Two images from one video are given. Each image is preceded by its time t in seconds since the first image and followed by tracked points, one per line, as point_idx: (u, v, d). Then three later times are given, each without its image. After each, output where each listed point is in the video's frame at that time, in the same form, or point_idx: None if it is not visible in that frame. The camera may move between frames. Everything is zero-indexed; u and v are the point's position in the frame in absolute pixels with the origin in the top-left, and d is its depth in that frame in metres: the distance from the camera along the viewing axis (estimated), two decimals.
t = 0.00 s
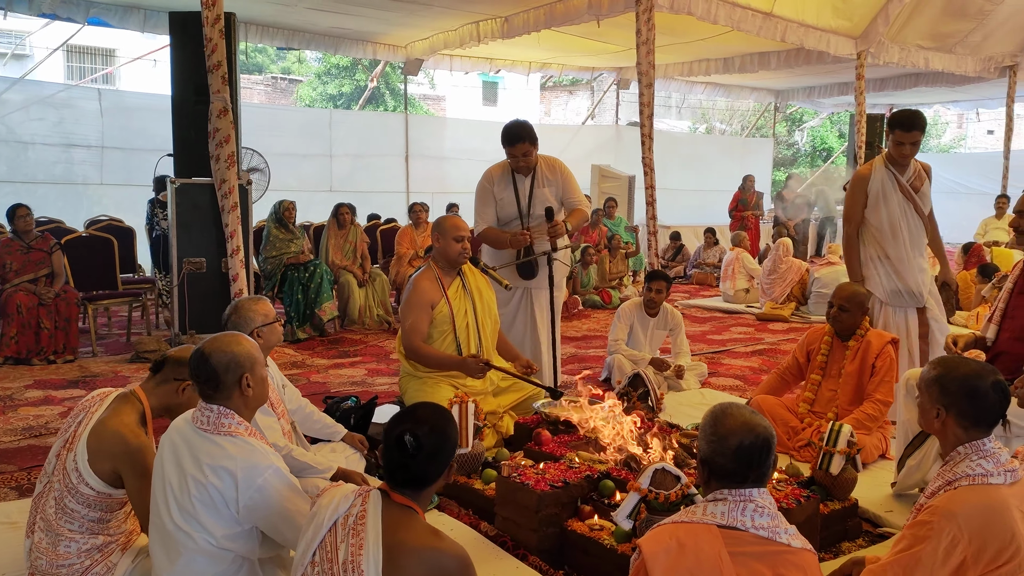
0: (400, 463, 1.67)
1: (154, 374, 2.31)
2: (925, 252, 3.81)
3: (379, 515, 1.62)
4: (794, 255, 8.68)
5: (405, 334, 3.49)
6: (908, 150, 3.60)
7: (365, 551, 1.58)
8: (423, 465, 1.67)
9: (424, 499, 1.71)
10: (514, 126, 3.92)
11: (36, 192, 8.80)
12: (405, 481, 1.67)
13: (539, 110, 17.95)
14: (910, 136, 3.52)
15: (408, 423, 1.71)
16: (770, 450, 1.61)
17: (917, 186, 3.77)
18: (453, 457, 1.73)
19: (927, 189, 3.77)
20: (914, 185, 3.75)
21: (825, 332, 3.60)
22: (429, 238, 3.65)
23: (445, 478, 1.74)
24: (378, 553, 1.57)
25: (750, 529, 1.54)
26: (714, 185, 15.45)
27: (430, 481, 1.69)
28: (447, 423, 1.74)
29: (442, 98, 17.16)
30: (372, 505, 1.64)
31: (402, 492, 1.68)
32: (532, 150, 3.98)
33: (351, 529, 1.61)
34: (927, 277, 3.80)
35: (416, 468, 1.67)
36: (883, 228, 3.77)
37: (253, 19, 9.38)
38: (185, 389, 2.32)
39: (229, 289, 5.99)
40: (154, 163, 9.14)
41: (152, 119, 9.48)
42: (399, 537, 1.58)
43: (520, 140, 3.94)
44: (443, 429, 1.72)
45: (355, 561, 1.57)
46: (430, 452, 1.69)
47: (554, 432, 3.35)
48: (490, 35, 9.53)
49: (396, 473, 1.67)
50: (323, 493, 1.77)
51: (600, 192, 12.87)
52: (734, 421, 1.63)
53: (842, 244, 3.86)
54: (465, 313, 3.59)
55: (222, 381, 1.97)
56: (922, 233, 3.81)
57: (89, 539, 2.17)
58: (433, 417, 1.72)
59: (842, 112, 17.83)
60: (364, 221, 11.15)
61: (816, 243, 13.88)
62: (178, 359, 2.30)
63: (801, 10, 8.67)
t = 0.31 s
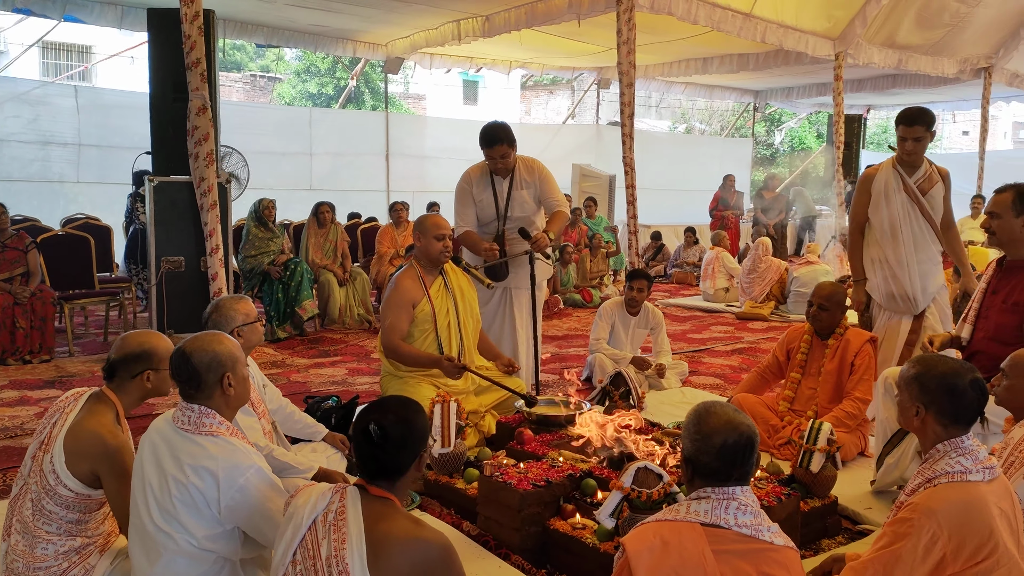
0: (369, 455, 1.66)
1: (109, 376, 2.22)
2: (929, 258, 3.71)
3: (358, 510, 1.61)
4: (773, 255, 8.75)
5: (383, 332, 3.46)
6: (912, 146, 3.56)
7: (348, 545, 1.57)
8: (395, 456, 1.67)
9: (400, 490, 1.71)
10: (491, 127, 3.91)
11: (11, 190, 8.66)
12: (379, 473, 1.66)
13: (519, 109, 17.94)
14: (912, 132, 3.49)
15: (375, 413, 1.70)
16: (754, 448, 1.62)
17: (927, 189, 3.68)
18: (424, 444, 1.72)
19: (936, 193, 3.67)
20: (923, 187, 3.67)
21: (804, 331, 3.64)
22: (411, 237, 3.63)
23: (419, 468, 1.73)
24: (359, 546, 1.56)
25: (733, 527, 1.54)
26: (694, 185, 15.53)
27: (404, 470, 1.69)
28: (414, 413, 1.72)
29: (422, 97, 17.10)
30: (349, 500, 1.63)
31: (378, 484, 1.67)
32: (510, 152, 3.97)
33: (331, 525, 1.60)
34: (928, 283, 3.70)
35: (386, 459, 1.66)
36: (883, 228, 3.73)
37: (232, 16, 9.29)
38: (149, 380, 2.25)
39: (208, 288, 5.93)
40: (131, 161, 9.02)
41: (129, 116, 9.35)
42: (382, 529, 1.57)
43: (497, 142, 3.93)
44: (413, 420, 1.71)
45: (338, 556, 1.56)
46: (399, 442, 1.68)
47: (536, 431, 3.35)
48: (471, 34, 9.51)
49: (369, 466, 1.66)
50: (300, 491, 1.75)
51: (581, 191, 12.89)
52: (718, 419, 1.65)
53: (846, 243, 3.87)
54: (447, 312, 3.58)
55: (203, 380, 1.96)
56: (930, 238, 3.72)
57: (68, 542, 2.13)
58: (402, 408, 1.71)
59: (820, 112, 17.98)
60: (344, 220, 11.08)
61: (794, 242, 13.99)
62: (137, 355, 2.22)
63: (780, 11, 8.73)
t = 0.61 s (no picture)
0: (334, 448, 1.66)
1: (75, 379, 2.19)
2: (937, 260, 3.50)
3: (335, 505, 1.60)
4: (757, 255, 8.79)
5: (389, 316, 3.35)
6: (920, 142, 3.40)
7: (326, 538, 1.56)
8: (362, 449, 1.67)
9: (372, 483, 1.71)
10: (472, 133, 3.88)
11: None
12: (348, 467, 1.66)
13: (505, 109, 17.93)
14: (917, 127, 3.35)
15: (339, 408, 1.70)
16: (736, 447, 1.63)
17: (942, 188, 3.48)
18: (391, 437, 1.72)
19: (951, 193, 3.46)
20: (935, 186, 3.48)
21: (788, 331, 3.66)
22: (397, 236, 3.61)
23: (389, 462, 1.73)
24: (340, 539, 1.55)
25: (716, 527, 1.54)
26: (679, 186, 15.60)
27: (373, 463, 1.68)
28: (379, 407, 1.72)
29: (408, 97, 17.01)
30: (324, 495, 1.63)
31: (349, 480, 1.67)
32: (491, 157, 3.94)
33: (308, 521, 1.59)
34: (934, 285, 3.49)
35: (351, 451, 1.66)
36: (889, 227, 3.56)
37: (216, 15, 9.22)
38: (115, 377, 2.22)
39: (191, 288, 5.88)
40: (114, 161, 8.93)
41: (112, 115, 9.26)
42: (358, 520, 1.57)
43: (479, 147, 3.89)
44: (377, 414, 1.70)
45: (318, 550, 1.55)
46: (365, 436, 1.67)
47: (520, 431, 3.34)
48: (457, 34, 9.49)
49: (336, 460, 1.66)
50: (275, 492, 1.73)
51: (566, 192, 12.93)
52: (701, 419, 1.65)
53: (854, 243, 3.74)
54: (433, 311, 3.59)
55: (185, 380, 1.94)
56: (941, 241, 3.50)
57: (45, 545, 2.10)
58: (366, 402, 1.71)
59: (804, 113, 18.10)
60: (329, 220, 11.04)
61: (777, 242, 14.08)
62: (99, 353, 2.19)
63: (764, 13, 8.78)
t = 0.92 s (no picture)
0: (313, 448, 1.69)
1: (61, 378, 2.18)
2: (932, 260, 3.49)
3: (318, 503, 1.61)
4: (748, 255, 8.81)
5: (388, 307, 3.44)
6: (914, 142, 3.41)
7: (310, 536, 1.57)
8: (342, 446, 1.69)
9: (355, 480, 1.73)
10: (462, 138, 3.87)
11: None
12: (330, 465, 1.69)
13: (496, 110, 17.89)
14: (909, 126, 3.37)
15: (319, 407, 1.72)
16: (724, 447, 1.64)
17: (939, 188, 3.47)
18: (371, 434, 1.73)
19: (947, 193, 3.45)
20: (931, 186, 3.47)
21: (778, 331, 3.68)
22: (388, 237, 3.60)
23: (370, 461, 1.74)
24: (324, 537, 1.57)
25: (705, 527, 1.55)
26: (671, 186, 15.62)
27: (353, 460, 1.70)
28: (359, 407, 1.74)
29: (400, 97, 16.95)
30: (305, 494, 1.64)
31: (332, 479, 1.69)
32: (482, 162, 3.93)
33: (292, 522, 1.59)
34: (927, 286, 3.49)
35: (332, 449, 1.68)
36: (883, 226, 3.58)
37: (207, 15, 9.19)
38: (102, 377, 2.21)
39: (182, 289, 5.85)
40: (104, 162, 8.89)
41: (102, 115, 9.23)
42: (342, 518, 1.59)
43: (469, 152, 3.88)
44: (357, 413, 1.72)
45: (302, 550, 1.56)
46: (346, 434, 1.69)
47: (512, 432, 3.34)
48: (448, 34, 9.49)
49: (317, 460, 1.69)
50: (257, 495, 1.73)
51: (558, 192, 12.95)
52: (690, 419, 1.66)
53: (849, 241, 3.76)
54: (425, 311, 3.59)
55: (181, 380, 1.94)
56: (936, 242, 3.49)
57: (35, 547, 2.09)
58: (347, 402, 1.73)
59: (796, 114, 18.15)
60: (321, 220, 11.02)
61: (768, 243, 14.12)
62: (84, 352, 2.17)
63: (755, 14, 8.81)
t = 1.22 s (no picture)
0: (306, 442, 1.71)
1: (54, 374, 2.18)
2: (922, 262, 3.43)
3: (313, 498, 1.64)
4: (743, 254, 8.84)
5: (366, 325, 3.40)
6: (894, 145, 3.39)
7: (305, 530, 1.60)
8: (332, 440, 1.71)
9: (349, 474, 1.75)
10: (457, 143, 3.87)
11: None
12: (322, 459, 1.71)
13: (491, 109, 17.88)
14: (888, 130, 3.36)
15: (311, 403, 1.75)
16: (716, 441, 1.64)
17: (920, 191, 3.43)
18: (365, 427, 1.75)
19: (930, 195, 3.42)
20: (915, 190, 3.43)
21: (773, 330, 3.69)
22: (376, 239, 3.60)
23: (363, 456, 1.76)
24: (318, 529, 1.60)
25: (700, 524, 1.56)
26: (667, 186, 15.63)
27: (343, 455, 1.72)
28: (353, 402, 1.76)
29: (395, 97, 16.85)
30: (300, 488, 1.67)
31: (325, 473, 1.72)
32: (476, 167, 3.93)
33: (289, 517, 1.62)
34: (918, 289, 3.44)
35: (325, 445, 1.70)
36: (867, 231, 3.53)
37: (202, 16, 9.18)
38: (88, 372, 2.19)
39: (177, 290, 5.83)
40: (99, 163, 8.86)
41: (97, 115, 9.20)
42: (334, 507, 1.63)
43: (464, 156, 3.88)
44: (350, 408, 1.74)
45: (298, 545, 1.59)
46: (337, 428, 1.71)
47: (508, 432, 3.34)
48: (443, 34, 9.49)
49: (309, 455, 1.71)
50: (252, 492, 1.75)
51: (554, 192, 12.98)
52: (679, 415, 1.67)
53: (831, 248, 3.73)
54: (416, 310, 3.58)
55: (211, 375, 1.97)
56: (922, 245, 3.44)
57: (31, 546, 2.10)
58: (341, 397, 1.75)
59: (791, 113, 18.18)
60: (316, 221, 11.01)
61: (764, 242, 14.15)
62: (70, 345, 2.18)
63: (750, 13, 8.82)
